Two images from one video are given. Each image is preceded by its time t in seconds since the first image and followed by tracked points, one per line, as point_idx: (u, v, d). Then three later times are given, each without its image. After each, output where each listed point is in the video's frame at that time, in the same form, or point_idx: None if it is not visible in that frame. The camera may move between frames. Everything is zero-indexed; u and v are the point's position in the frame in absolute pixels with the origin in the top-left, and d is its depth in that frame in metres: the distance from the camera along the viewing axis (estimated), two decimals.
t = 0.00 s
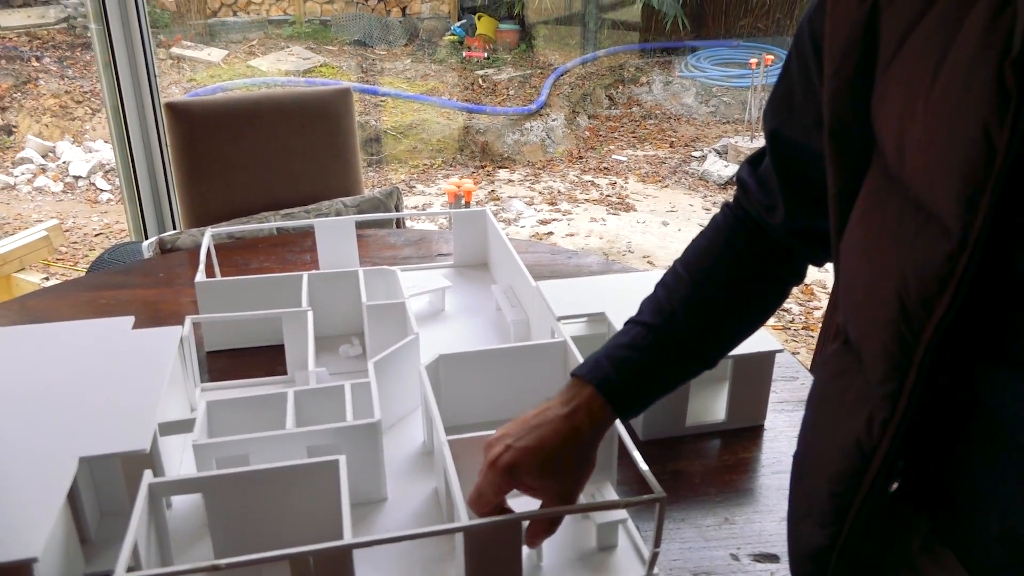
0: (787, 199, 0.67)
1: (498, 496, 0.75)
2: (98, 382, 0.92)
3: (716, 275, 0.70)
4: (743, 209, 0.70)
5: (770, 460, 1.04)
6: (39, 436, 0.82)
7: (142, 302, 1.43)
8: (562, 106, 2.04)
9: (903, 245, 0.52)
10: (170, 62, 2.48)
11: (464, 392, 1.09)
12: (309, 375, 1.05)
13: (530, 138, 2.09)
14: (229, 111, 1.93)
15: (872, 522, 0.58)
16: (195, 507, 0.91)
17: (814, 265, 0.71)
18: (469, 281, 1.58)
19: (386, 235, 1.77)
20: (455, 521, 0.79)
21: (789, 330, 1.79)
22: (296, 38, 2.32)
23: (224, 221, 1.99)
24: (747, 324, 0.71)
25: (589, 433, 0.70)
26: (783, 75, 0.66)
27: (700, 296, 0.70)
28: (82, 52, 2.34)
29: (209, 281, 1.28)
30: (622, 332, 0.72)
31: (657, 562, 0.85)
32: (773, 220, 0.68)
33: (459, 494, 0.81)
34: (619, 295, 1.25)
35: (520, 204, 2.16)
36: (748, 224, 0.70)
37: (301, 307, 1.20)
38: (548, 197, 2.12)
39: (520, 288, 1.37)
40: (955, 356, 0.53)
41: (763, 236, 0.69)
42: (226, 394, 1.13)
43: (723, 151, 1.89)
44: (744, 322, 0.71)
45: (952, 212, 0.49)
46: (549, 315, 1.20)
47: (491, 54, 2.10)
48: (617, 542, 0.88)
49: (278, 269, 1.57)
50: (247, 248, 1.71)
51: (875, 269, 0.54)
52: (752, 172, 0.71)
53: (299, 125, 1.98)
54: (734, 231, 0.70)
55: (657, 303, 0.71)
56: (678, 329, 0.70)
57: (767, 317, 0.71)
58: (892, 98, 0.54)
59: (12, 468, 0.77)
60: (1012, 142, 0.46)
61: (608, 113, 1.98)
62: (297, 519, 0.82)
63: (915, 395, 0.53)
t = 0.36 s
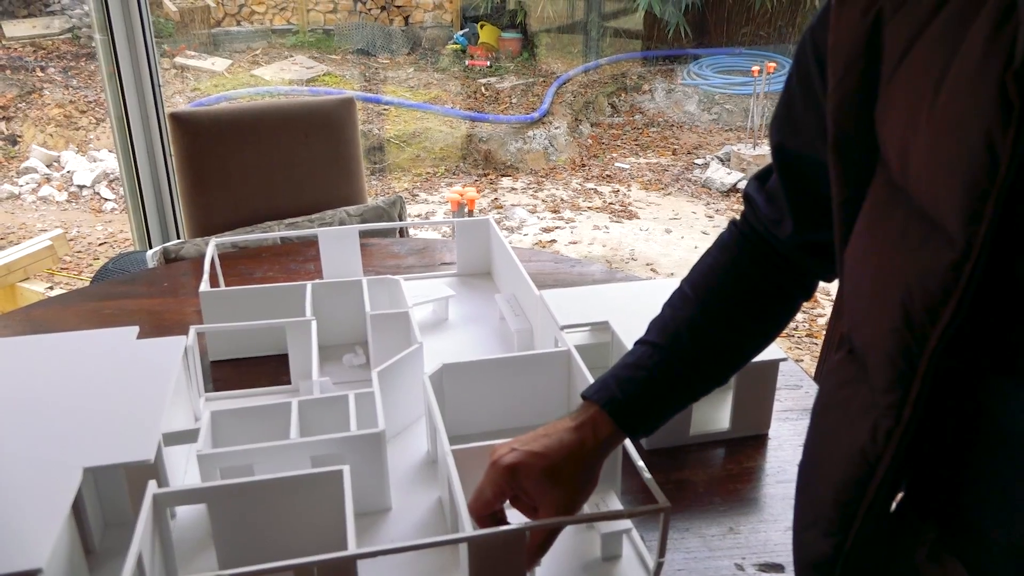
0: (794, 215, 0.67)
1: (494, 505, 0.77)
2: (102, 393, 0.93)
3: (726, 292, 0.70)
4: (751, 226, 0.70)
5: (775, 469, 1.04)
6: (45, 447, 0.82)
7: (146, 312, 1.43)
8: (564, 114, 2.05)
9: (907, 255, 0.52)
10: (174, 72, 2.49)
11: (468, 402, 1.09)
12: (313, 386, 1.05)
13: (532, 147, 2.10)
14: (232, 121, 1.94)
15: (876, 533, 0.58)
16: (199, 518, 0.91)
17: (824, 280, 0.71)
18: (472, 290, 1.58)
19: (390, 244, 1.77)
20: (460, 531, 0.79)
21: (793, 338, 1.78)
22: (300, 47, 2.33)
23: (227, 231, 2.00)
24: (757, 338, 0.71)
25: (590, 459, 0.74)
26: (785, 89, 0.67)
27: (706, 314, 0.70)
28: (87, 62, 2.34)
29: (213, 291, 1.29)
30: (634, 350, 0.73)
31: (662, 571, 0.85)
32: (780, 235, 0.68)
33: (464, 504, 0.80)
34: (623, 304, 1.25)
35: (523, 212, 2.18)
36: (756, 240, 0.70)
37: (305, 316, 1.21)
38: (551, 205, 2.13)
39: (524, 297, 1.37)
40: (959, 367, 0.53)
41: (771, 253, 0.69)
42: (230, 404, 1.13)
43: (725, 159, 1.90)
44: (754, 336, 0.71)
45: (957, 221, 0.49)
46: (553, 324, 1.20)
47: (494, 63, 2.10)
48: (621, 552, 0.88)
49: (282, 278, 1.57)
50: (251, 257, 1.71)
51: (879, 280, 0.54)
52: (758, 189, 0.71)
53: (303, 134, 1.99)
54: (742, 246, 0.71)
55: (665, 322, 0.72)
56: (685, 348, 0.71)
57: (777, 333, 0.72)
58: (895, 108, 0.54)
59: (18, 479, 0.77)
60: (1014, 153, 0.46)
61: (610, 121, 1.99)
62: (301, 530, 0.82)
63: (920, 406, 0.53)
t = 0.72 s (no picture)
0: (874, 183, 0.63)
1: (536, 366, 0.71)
2: (110, 395, 0.93)
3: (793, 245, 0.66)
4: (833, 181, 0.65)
5: (783, 472, 1.04)
6: (54, 448, 0.83)
7: (152, 315, 1.44)
8: (570, 117, 2.05)
9: (942, 239, 0.52)
10: (181, 77, 2.49)
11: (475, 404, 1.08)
12: (319, 388, 1.05)
13: (538, 150, 2.12)
14: (239, 124, 1.94)
15: (900, 519, 0.58)
16: (206, 520, 0.91)
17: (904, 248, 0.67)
18: (479, 293, 1.58)
19: (396, 247, 1.77)
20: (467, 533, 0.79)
21: (800, 341, 1.77)
22: (306, 52, 2.33)
23: (235, 234, 2.01)
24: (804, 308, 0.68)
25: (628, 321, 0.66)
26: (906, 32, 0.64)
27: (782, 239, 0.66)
28: (94, 67, 2.35)
29: (220, 294, 1.29)
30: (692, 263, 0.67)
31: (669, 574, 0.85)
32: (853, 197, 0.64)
33: (471, 507, 0.80)
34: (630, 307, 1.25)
35: (529, 216, 2.16)
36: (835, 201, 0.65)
37: (312, 319, 1.21)
38: (557, 209, 2.13)
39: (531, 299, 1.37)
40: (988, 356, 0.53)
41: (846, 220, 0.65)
42: (237, 406, 1.13)
43: (731, 162, 1.90)
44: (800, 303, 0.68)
45: (993, 207, 0.49)
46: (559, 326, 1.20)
47: (500, 67, 2.12)
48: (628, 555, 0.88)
49: (289, 281, 1.57)
50: (258, 260, 1.71)
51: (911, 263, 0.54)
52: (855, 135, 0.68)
53: (310, 138, 1.99)
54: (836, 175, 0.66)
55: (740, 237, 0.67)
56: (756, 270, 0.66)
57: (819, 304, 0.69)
58: (939, 94, 0.53)
59: (27, 479, 0.78)
60: None
61: (616, 124, 2.00)
62: (310, 531, 0.82)
63: (948, 394, 0.53)
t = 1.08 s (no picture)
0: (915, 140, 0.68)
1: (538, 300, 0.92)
2: (114, 392, 0.93)
3: (808, 185, 0.76)
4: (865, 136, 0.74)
5: (787, 473, 1.03)
6: (58, 445, 0.83)
7: (157, 313, 1.44)
8: (575, 118, 2.05)
9: (1005, 208, 0.53)
10: (186, 76, 2.50)
11: (478, 403, 1.08)
12: (323, 386, 1.05)
13: (542, 150, 2.11)
14: (245, 124, 1.95)
15: (957, 479, 0.61)
16: (210, 517, 0.92)
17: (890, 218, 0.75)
18: (483, 292, 1.58)
19: (400, 246, 1.77)
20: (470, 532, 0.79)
21: (805, 342, 1.77)
22: (311, 51, 2.34)
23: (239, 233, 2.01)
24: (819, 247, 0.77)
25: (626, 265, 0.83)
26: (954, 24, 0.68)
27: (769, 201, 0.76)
28: (100, 67, 2.36)
29: (224, 292, 1.29)
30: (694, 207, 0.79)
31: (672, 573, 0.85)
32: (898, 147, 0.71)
33: (474, 505, 0.80)
34: (635, 306, 1.25)
35: (533, 216, 2.15)
36: (845, 158, 0.75)
37: (316, 317, 1.21)
38: (563, 208, 2.10)
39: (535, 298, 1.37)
40: None
41: (865, 170, 0.74)
42: (241, 404, 1.13)
43: (736, 163, 1.91)
44: (817, 244, 0.77)
45: None
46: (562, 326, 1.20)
47: (504, 67, 2.08)
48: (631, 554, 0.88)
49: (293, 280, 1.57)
50: (263, 259, 1.71)
51: (981, 230, 0.56)
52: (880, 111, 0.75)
53: (315, 137, 1.99)
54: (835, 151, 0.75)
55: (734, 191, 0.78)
56: (737, 225, 0.77)
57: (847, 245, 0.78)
58: None
59: (32, 476, 0.78)
60: None
61: (621, 125, 2.00)
62: (315, 529, 0.82)
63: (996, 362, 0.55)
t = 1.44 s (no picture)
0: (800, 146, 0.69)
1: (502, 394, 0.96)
2: (118, 390, 0.93)
3: (685, 218, 0.78)
4: (729, 151, 0.76)
5: (790, 476, 1.03)
6: (62, 443, 0.83)
7: (162, 311, 1.44)
8: (580, 119, 2.07)
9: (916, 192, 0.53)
10: (191, 75, 2.49)
11: (481, 405, 1.09)
12: (326, 386, 1.06)
13: (547, 151, 2.14)
14: (250, 123, 1.95)
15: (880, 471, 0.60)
16: (213, 516, 0.92)
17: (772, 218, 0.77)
18: (487, 293, 1.58)
19: (405, 246, 1.77)
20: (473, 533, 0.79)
21: (808, 345, 1.77)
22: (316, 51, 2.34)
23: (244, 232, 2.02)
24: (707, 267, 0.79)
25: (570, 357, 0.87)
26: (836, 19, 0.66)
27: (655, 248, 0.79)
28: (106, 65, 2.36)
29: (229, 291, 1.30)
30: (590, 280, 0.84)
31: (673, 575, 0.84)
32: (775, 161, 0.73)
33: (477, 507, 0.80)
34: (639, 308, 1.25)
35: (538, 217, 2.16)
36: (713, 184, 0.77)
37: (320, 317, 1.21)
38: (567, 210, 2.11)
39: (538, 299, 1.37)
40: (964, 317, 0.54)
41: (737, 187, 0.76)
42: (245, 403, 1.13)
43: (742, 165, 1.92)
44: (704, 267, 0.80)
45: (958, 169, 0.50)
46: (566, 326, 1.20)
47: (509, 67, 2.12)
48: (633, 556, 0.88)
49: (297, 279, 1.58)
50: (268, 258, 1.72)
51: (893, 218, 0.55)
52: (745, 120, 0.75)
53: (320, 137, 2.00)
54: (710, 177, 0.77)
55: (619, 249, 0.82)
56: (630, 280, 0.81)
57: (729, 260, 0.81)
58: (927, 48, 0.53)
59: (36, 473, 0.78)
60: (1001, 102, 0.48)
61: (626, 126, 2.00)
62: (318, 528, 0.82)
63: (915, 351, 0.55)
